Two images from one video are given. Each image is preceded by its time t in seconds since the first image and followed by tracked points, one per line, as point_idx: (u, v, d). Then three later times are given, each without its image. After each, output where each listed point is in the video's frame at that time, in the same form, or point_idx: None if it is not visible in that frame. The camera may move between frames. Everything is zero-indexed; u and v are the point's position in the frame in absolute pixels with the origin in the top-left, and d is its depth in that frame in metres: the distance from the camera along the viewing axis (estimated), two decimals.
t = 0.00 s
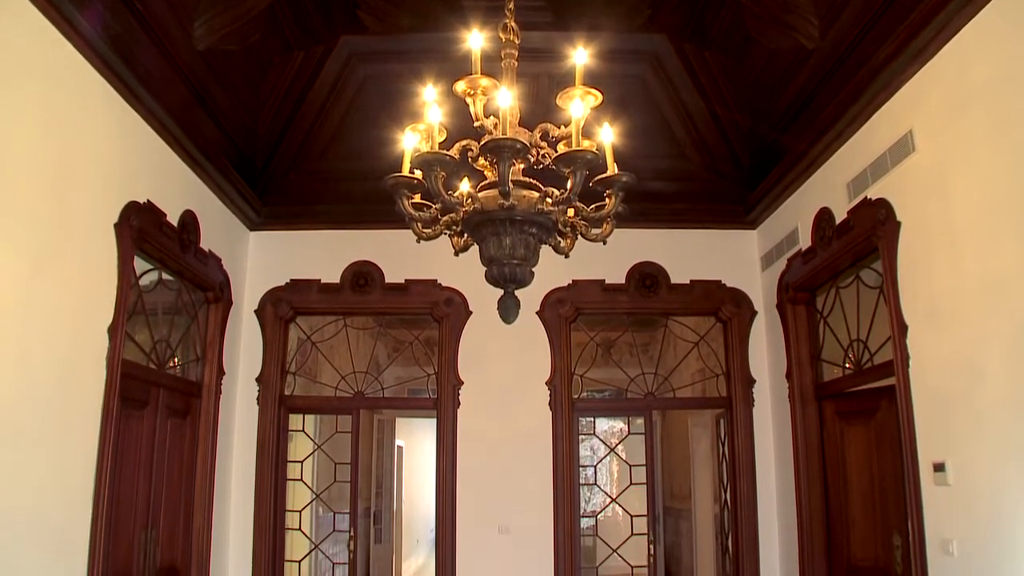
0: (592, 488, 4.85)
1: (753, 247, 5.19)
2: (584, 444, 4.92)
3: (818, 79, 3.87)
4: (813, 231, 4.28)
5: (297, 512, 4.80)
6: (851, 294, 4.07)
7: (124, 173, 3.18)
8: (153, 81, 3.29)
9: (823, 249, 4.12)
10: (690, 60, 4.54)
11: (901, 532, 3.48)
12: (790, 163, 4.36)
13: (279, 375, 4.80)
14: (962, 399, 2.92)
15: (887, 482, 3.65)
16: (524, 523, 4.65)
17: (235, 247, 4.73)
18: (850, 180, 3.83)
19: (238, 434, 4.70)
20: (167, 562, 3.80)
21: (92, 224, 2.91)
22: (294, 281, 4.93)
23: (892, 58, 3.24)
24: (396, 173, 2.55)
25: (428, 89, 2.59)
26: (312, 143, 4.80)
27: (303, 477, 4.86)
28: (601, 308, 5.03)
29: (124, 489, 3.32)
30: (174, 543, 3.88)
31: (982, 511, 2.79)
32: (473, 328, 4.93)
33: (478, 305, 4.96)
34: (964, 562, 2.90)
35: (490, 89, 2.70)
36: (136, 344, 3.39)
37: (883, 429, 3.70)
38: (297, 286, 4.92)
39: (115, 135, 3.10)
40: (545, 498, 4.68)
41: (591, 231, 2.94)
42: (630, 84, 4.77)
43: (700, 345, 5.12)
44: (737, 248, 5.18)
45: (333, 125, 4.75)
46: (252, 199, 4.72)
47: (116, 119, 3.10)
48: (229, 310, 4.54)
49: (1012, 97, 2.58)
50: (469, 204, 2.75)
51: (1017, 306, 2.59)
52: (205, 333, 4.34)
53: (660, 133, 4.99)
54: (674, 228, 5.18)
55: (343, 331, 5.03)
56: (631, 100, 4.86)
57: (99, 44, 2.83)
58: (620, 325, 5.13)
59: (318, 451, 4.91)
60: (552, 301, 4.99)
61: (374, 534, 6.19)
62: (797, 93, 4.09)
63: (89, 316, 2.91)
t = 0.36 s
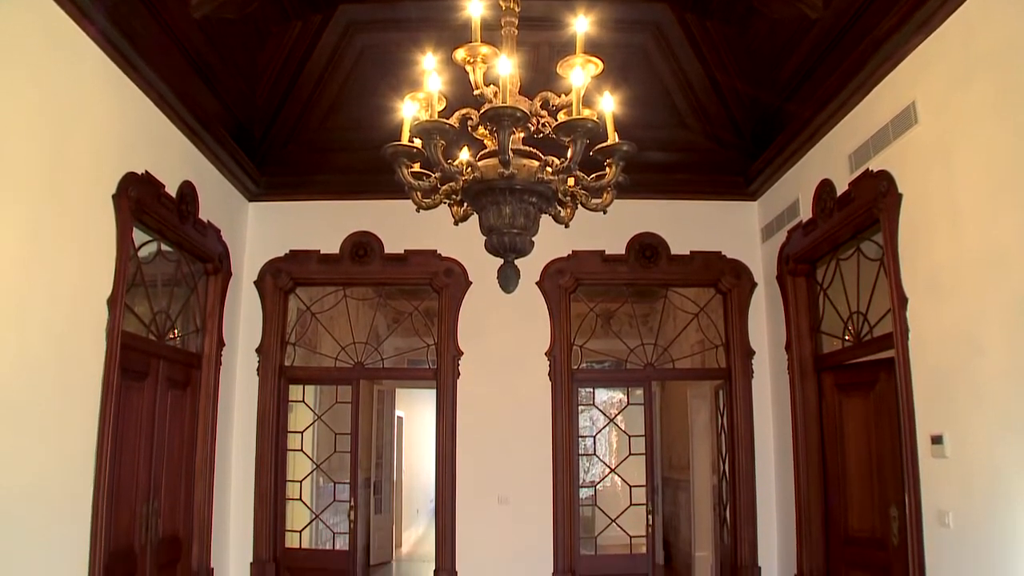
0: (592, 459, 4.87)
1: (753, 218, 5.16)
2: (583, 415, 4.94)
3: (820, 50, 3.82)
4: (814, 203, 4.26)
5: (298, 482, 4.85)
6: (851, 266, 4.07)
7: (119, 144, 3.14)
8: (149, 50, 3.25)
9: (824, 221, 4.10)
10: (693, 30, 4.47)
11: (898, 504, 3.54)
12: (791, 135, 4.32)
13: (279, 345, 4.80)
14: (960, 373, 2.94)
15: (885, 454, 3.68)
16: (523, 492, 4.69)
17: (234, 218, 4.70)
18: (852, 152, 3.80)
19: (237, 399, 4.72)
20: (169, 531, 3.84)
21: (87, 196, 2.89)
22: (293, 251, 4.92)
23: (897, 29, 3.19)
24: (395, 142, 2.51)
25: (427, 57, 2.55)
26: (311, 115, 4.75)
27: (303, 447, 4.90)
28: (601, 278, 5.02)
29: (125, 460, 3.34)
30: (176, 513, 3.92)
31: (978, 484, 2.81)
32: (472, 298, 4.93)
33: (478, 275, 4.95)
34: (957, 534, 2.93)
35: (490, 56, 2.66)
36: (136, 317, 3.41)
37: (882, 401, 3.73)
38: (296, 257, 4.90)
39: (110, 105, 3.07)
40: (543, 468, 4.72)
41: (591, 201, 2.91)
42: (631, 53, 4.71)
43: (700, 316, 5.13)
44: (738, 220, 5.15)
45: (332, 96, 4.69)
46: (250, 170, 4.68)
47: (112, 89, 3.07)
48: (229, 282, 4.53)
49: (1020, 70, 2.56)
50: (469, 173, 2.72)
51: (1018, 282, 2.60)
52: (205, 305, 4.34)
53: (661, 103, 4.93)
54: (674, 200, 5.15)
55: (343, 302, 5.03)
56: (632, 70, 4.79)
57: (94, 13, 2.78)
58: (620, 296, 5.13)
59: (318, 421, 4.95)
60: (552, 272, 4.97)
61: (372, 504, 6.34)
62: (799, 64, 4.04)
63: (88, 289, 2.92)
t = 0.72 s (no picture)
0: (592, 432, 4.90)
1: (754, 192, 5.14)
2: (582, 387, 4.96)
3: (823, 23, 3.78)
4: (815, 177, 4.24)
5: (298, 455, 4.85)
6: (851, 240, 4.07)
7: (110, 116, 3.13)
8: (145, 20, 3.22)
9: (825, 194, 4.08)
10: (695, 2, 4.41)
11: (896, 478, 3.58)
12: (793, 109, 4.29)
13: (279, 318, 4.81)
14: (959, 349, 2.95)
15: (885, 431, 3.70)
16: (523, 464, 4.73)
17: (233, 191, 4.68)
18: (854, 126, 3.77)
19: (237, 370, 4.74)
20: (170, 503, 3.88)
21: (77, 169, 2.87)
22: (293, 224, 4.90)
23: (901, 2, 3.16)
24: (394, 113, 2.48)
25: (427, 27, 2.51)
26: (309, 88, 4.70)
27: (303, 420, 4.89)
28: (602, 251, 5.01)
29: (127, 434, 3.37)
30: (177, 486, 3.96)
31: (975, 459, 2.83)
32: (472, 271, 4.92)
33: (478, 248, 4.94)
34: (955, 508, 2.96)
35: (490, 27, 2.62)
36: (136, 291, 3.43)
37: (881, 376, 3.75)
38: (297, 230, 4.89)
39: (102, 74, 3.06)
40: (542, 441, 4.76)
41: (592, 172, 2.89)
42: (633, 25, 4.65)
43: (700, 290, 5.14)
44: (739, 194, 5.13)
45: (330, 67, 4.62)
46: (249, 143, 4.65)
47: (103, 58, 3.05)
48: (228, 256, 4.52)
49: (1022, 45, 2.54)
50: (468, 144, 2.69)
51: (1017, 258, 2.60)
52: (205, 278, 4.35)
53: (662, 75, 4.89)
54: (675, 173, 5.12)
55: (343, 276, 5.02)
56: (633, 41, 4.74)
57: None
58: (620, 270, 5.13)
59: (318, 394, 4.94)
60: (552, 245, 4.96)
61: (372, 476, 6.39)
62: (802, 37, 3.99)
63: (84, 262, 2.93)
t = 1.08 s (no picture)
0: (591, 406, 4.93)
1: (754, 167, 5.11)
2: (582, 361, 4.98)
3: None
4: (816, 152, 4.21)
5: (298, 430, 4.89)
6: (852, 215, 4.07)
7: (107, 90, 3.10)
8: None
9: (826, 169, 4.06)
10: None
11: (894, 454, 3.62)
12: (795, 83, 4.25)
13: (279, 292, 4.81)
14: (958, 326, 2.96)
15: (882, 406, 3.74)
16: (522, 438, 4.76)
17: (232, 165, 4.66)
18: (857, 100, 3.74)
19: (237, 344, 4.75)
20: (171, 478, 3.90)
21: (73, 143, 2.85)
22: (293, 198, 4.89)
23: None
24: (393, 85, 2.45)
25: None
26: (308, 62, 4.62)
27: (303, 394, 4.93)
28: (602, 225, 4.99)
29: (128, 408, 3.39)
30: (179, 460, 3.99)
31: (973, 435, 2.85)
32: (472, 246, 4.91)
33: (478, 222, 4.92)
34: (951, 483, 2.98)
35: None
36: (135, 266, 3.44)
37: (881, 351, 3.75)
38: (296, 204, 4.87)
39: (97, 47, 3.03)
40: (542, 414, 4.78)
41: (592, 145, 2.86)
42: None
43: (700, 265, 5.14)
44: (740, 168, 5.10)
45: (328, 40, 4.52)
46: (248, 116, 4.61)
47: (98, 30, 3.02)
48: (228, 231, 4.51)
49: None
50: (468, 116, 2.66)
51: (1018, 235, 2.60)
52: (204, 253, 4.34)
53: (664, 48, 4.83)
54: (676, 147, 5.09)
55: (343, 250, 5.01)
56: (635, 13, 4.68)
57: None
58: (620, 244, 5.11)
59: (319, 368, 4.97)
60: (552, 219, 4.94)
61: (371, 450, 6.44)
62: (805, 10, 3.95)
63: (82, 236, 2.92)
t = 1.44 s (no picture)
0: (590, 380, 4.96)
1: (755, 142, 5.08)
2: (582, 336, 5.00)
3: None
4: (818, 127, 4.18)
5: (298, 404, 4.91)
6: (853, 191, 4.08)
7: (101, 63, 3.07)
8: None
9: (827, 145, 4.03)
10: None
11: (891, 429, 3.66)
12: (798, 58, 4.21)
13: (277, 268, 4.80)
14: (957, 304, 2.96)
15: (880, 381, 3.80)
16: (522, 413, 4.79)
17: (230, 139, 4.63)
18: (858, 76, 3.71)
19: (235, 317, 4.76)
20: (172, 452, 3.94)
21: (67, 116, 2.83)
22: (291, 172, 4.87)
23: None
24: (392, 57, 2.41)
25: None
26: (306, 34, 4.57)
27: (303, 369, 4.93)
28: (602, 199, 4.97)
29: (127, 383, 3.41)
30: (178, 435, 4.02)
31: (969, 413, 2.88)
32: (471, 221, 4.89)
33: (478, 196, 4.89)
34: (948, 459, 3.01)
35: None
36: (133, 242, 3.44)
37: (880, 328, 3.80)
38: (294, 178, 4.85)
39: (89, 18, 2.99)
40: (542, 389, 4.80)
41: (591, 118, 2.83)
42: None
43: (699, 240, 5.13)
44: (741, 143, 5.07)
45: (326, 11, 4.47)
46: (245, 90, 4.56)
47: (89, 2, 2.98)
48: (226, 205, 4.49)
49: None
50: (467, 89, 2.62)
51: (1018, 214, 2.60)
52: (203, 228, 4.33)
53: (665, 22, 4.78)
54: (676, 122, 5.04)
55: (342, 225, 4.99)
56: None
57: None
58: (620, 219, 5.10)
59: (318, 343, 4.95)
60: (551, 193, 4.92)
61: (371, 425, 6.53)
62: None
63: (79, 212, 2.91)
